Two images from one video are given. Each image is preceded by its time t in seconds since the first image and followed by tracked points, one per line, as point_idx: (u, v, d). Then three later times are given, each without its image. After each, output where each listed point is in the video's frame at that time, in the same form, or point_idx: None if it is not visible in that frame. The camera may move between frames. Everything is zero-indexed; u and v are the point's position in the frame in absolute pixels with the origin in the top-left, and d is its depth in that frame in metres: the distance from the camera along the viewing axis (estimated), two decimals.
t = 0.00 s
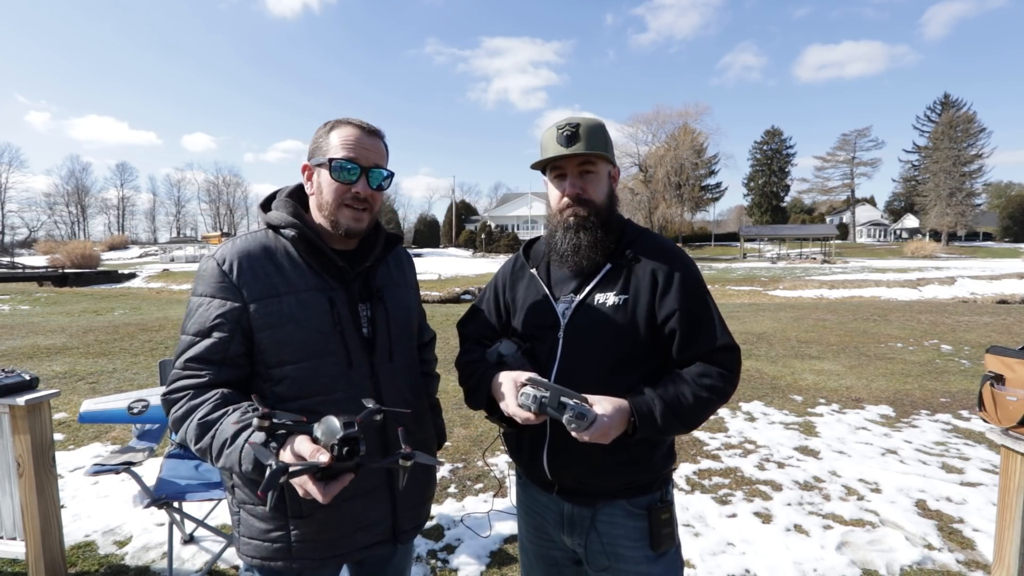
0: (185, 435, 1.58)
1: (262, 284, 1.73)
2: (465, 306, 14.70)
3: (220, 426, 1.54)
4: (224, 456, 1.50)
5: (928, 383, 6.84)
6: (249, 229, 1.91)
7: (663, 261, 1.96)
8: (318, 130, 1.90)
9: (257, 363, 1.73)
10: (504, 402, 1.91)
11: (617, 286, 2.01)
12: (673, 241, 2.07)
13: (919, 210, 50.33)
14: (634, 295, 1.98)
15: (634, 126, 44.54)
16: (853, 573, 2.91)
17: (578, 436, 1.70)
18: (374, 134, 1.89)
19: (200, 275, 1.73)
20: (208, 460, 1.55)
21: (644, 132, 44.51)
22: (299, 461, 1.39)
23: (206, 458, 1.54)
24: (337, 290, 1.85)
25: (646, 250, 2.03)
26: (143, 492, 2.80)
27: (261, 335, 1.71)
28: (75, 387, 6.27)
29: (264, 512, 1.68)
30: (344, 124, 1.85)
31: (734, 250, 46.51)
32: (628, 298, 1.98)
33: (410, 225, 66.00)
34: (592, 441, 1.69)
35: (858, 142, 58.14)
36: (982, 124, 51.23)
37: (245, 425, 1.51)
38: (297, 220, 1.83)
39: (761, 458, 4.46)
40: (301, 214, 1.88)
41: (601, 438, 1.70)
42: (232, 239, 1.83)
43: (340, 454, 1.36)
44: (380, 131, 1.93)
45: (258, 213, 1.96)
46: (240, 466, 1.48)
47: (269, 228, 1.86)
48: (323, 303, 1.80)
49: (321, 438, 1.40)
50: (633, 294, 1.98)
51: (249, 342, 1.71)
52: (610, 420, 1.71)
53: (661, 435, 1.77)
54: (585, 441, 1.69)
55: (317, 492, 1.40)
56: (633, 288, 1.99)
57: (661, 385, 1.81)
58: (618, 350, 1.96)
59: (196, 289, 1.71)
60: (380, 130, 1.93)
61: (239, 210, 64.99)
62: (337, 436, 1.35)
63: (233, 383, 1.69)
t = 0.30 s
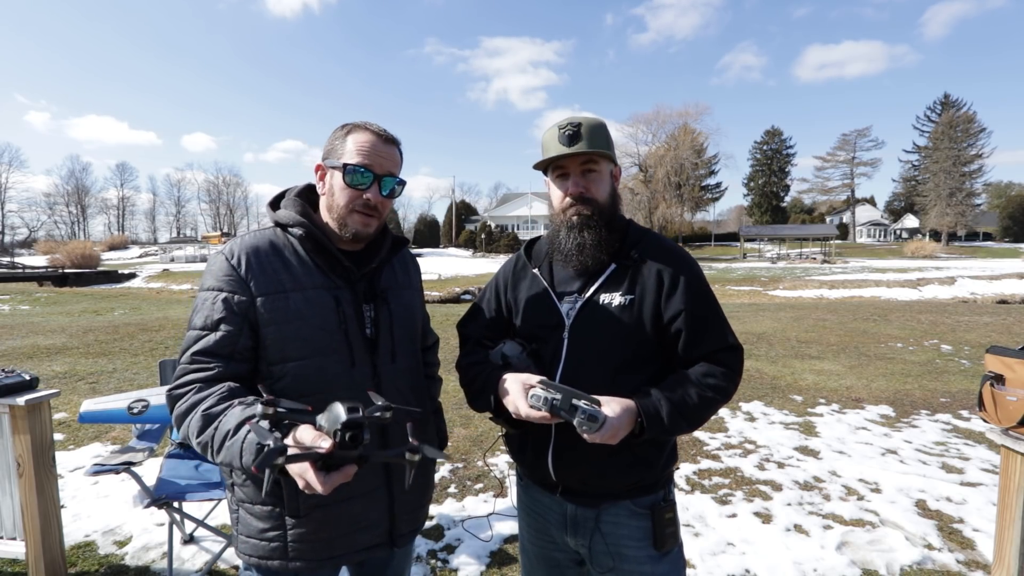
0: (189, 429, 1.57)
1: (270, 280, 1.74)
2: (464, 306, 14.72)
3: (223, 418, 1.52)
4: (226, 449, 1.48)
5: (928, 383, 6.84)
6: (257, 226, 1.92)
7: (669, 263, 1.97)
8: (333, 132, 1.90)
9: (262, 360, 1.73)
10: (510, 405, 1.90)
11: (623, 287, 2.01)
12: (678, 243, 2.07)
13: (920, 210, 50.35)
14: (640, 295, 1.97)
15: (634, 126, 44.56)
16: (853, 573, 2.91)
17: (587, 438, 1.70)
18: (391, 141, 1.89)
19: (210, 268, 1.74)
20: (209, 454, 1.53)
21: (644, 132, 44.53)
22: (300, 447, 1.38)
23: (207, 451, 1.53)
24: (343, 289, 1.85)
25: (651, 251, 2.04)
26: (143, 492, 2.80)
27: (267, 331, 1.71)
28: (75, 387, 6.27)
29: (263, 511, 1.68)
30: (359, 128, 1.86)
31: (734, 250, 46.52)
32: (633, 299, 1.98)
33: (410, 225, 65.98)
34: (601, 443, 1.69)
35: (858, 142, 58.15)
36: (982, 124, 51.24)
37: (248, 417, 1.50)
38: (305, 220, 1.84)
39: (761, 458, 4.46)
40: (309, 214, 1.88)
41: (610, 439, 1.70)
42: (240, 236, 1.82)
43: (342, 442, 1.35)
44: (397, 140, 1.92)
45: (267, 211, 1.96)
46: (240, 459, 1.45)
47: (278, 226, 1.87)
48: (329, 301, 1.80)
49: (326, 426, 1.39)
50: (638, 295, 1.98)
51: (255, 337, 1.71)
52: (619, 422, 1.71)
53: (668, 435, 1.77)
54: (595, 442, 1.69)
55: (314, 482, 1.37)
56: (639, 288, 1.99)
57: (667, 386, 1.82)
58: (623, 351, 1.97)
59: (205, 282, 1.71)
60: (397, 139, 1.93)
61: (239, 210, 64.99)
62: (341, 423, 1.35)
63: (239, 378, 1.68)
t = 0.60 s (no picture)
0: (187, 429, 1.56)
1: (271, 280, 1.74)
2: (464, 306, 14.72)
3: (221, 417, 1.51)
4: (223, 448, 1.47)
5: (928, 383, 6.84)
6: (260, 227, 1.92)
7: (669, 260, 1.97)
8: (335, 133, 1.89)
9: (264, 361, 1.73)
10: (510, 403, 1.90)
11: (624, 286, 2.01)
12: (679, 241, 2.07)
13: (920, 210, 50.35)
14: (640, 294, 1.97)
15: (634, 126, 44.59)
16: (853, 573, 2.91)
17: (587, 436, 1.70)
18: (393, 143, 1.88)
19: (212, 268, 1.73)
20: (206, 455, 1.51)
21: (644, 132, 44.57)
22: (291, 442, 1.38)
23: (204, 451, 1.51)
24: (344, 289, 1.85)
25: (651, 250, 2.04)
26: (143, 492, 2.80)
27: (268, 331, 1.71)
28: (75, 387, 6.27)
29: (263, 512, 1.68)
30: (362, 130, 1.85)
31: (734, 250, 46.52)
32: (634, 298, 1.98)
33: (410, 225, 65.96)
34: (600, 441, 1.69)
35: (858, 142, 58.15)
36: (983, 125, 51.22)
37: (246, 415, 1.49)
38: (308, 220, 1.84)
39: (761, 458, 4.46)
40: (311, 215, 1.89)
41: (609, 438, 1.69)
42: (242, 236, 1.82)
43: (334, 436, 1.36)
44: (400, 141, 1.92)
45: (270, 212, 1.97)
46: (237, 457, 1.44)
47: (280, 226, 1.88)
48: (331, 302, 1.80)
49: (318, 421, 1.40)
50: (639, 293, 1.98)
51: (257, 337, 1.71)
52: (619, 419, 1.71)
53: (669, 433, 1.77)
54: (594, 440, 1.69)
55: (307, 478, 1.38)
56: (639, 287, 1.99)
57: (667, 385, 1.82)
58: (623, 350, 1.97)
59: (207, 281, 1.71)
60: (400, 140, 1.92)
61: (239, 210, 64.97)
62: (333, 416, 1.36)
63: (240, 378, 1.68)
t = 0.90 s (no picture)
0: (179, 426, 1.55)
1: (267, 282, 1.74)
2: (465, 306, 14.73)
3: (214, 410, 1.51)
4: (216, 439, 1.46)
5: (928, 383, 6.84)
6: (254, 229, 1.91)
7: (666, 259, 1.96)
8: (328, 135, 1.88)
9: (259, 363, 1.73)
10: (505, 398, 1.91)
11: (621, 285, 2.01)
12: (677, 239, 2.06)
13: (920, 210, 50.38)
14: (638, 294, 1.97)
15: (634, 126, 44.59)
16: (853, 573, 2.91)
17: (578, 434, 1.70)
18: (388, 144, 1.87)
19: (207, 270, 1.73)
20: (200, 449, 1.51)
21: (643, 132, 44.60)
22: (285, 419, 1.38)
23: (197, 445, 1.51)
24: (341, 290, 1.85)
25: (649, 249, 2.03)
26: (143, 492, 2.80)
27: (263, 333, 1.71)
28: (75, 387, 6.27)
29: (262, 514, 1.68)
30: (356, 131, 1.83)
31: (734, 250, 46.53)
32: (631, 297, 1.98)
33: (410, 225, 65.94)
34: (591, 439, 1.69)
35: (858, 142, 58.15)
36: (983, 124, 51.22)
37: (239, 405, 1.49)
38: (302, 221, 1.83)
39: (761, 458, 4.46)
40: (306, 216, 1.88)
41: (600, 437, 1.69)
42: (236, 238, 1.82)
43: (326, 417, 1.31)
44: (394, 141, 1.91)
45: (264, 213, 1.96)
46: (229, 448, 1.43)
47: (275, 228, 1.87)
48: (327, 303, 1.80)
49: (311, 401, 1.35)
50: (636, 293, 1.98)
51: (253, 338, 1.71)
52: (611, 419, 1.71)
53: (664, 434, 1.77)
54: (585, 438, 1.69)
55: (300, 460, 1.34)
56: (637, 286, 1.99)
57: (663, 385, 1.82)
58: (621, 349, 1.97)
59: (201, 284, 1.71)
60: (395, 140, 1.91)
61: (239, 210, 64.95)
62: (324, 396, 1.30)
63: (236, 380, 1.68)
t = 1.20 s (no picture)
0: (183, 422, 1.55)
1: (269, 280, 1.74)
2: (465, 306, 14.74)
3: (221, 408, 1.53)
4: (225, 437, 1.48)
5: (928, 383, 6.84)
6: (256, 227, 1.92)
7: (665, 258, 1.96)
8: (331, 133, 1.89)
9: (260, 361, 1.72)
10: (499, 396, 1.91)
11: (619, 285, 2.01)
12: (676, 238, 2.06)
13: (920, 210, 50.39)
14: (636, 293, 1.97)
15: (634, 127, 44.57)
16: (853, 573, 2.91)
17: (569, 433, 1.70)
18: (390, 139, 1.88)
19: (209, 266, 1.73)
20: (205, 446, 1.52)
21: (643, 132, 44.62)
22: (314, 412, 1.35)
23: (203, 443, 1.52)
24: (341, 290, 1.85)
25: (648, 248, 2.03)
26: (143, 492, 2.80)
27: (264, 330, 1.70)
28: (75, 387, 6.27)
29: (260, 516, 1.68)
30: (359, 128, 1.85)
31: (734, 250, 46.54)
32: (629, 297, 1.98)
33: (410, 225, 65.90)
34: (583, 438, 1.69)
35: (858, 142, 58.13)
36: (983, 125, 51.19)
37: (249, 404, 1.52)
38: (304, 221, 1.84)
39: (761, 458, 4.46)
40: (308, 216, 1.89)
41: (592, 436, 1.69)
42: (239, 236, 1.82)
43: (357, 409, 1.35)
44: (397, 137, 1.92)
45: (266, 213, 1.97)
46: (241, 445, 1.46)
47: (277, 227, 1.87)
48: (328, 302, 1.80)
49: (338, 397, 1.38)
50: (634, 292, 1.98)
51: (254, 336, 1.71)
52: (603, 419, 1.71)
53: (657, 435, 1.78)
54: (576, 437, 1.69)
55: (328, 452, 1.33)
56: (635, 286, 1.99)
57: (659, 386, 1.82)
58: (620, 349, 1.97)
59: (203, 280, 1.71)
60: (397, 136, 1.92)
61: (239, 210, 64.95)
62: (354, 388, 1.36)
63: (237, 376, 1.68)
